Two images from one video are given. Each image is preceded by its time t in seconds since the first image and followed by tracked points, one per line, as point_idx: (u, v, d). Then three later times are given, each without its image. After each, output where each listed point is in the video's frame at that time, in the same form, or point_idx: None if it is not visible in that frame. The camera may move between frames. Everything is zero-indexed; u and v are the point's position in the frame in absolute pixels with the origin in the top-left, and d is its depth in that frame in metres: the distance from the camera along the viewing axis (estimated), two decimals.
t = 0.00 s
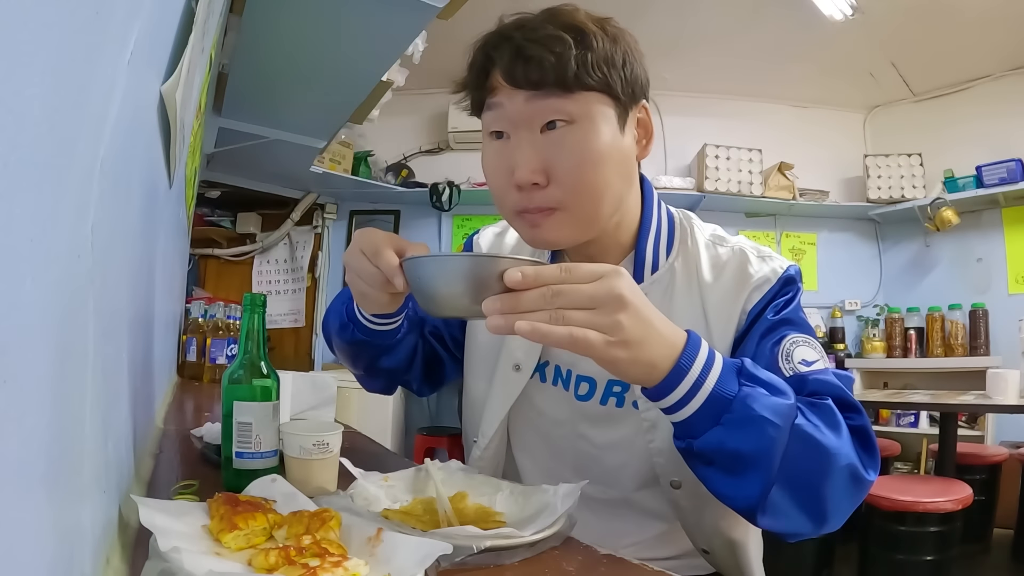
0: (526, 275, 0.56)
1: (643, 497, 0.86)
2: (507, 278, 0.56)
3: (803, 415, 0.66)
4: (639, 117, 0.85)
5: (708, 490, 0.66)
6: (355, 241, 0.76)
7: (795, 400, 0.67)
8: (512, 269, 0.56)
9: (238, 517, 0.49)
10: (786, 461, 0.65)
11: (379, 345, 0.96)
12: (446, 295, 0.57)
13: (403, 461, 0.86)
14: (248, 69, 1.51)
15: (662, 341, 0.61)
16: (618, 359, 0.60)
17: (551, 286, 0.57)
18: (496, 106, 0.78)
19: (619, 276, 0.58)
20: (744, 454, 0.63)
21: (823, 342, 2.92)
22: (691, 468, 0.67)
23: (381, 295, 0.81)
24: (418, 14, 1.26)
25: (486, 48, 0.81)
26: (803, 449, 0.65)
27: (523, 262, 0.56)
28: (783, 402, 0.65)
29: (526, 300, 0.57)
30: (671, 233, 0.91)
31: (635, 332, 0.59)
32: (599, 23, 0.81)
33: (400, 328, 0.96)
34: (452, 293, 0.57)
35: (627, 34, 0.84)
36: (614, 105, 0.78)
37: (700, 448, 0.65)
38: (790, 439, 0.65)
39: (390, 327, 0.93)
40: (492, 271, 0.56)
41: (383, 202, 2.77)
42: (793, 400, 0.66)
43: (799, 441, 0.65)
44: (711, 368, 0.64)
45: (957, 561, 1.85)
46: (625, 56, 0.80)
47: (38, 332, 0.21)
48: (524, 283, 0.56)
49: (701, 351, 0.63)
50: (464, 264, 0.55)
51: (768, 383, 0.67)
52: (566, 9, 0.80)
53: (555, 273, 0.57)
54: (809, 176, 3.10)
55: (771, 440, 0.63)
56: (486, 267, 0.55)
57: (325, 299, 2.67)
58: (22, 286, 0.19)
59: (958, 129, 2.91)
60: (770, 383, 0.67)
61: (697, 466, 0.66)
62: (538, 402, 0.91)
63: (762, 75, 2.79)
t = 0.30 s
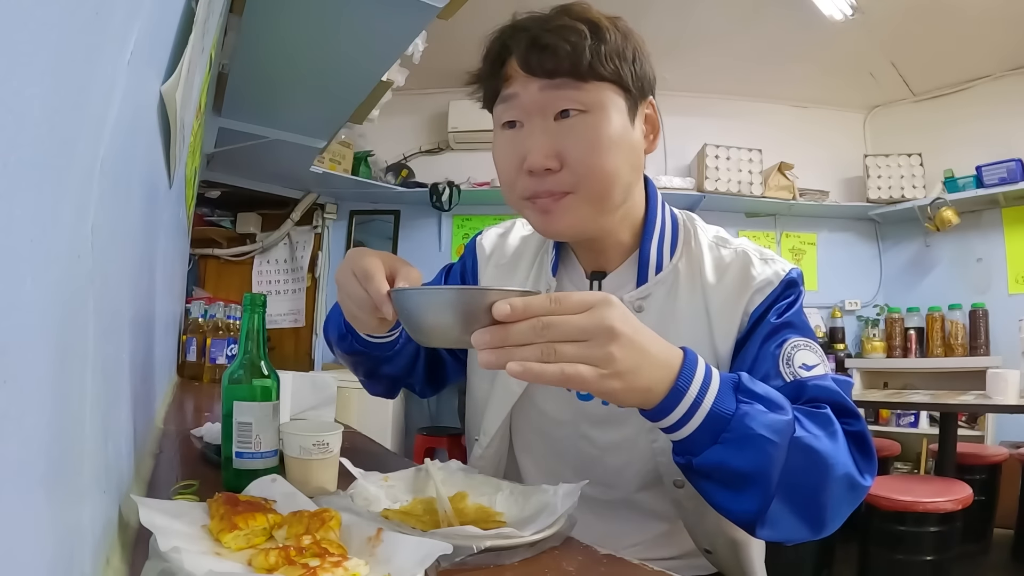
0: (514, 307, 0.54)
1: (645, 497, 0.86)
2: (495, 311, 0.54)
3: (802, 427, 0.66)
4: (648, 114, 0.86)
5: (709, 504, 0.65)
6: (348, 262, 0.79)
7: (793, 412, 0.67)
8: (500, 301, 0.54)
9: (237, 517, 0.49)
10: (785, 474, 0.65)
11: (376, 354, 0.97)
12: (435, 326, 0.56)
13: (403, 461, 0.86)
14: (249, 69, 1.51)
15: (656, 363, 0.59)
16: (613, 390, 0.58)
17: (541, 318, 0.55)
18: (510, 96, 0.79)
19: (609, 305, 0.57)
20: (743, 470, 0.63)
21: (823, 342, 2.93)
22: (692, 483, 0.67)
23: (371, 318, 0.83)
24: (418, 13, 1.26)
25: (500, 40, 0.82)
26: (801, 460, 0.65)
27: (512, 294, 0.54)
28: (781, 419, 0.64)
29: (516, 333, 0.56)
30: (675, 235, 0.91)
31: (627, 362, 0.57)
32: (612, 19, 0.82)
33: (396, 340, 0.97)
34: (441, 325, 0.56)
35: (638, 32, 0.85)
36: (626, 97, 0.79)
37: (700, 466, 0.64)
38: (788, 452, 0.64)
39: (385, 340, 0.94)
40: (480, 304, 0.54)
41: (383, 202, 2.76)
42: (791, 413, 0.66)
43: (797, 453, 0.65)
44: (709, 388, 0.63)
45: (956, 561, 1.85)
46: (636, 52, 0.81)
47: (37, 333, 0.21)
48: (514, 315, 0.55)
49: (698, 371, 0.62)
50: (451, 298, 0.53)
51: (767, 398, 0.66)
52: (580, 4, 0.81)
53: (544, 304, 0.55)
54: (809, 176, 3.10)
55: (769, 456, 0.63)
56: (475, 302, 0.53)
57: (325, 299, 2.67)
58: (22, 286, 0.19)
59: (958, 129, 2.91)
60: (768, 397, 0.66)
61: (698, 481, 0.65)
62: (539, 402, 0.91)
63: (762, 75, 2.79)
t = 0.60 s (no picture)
0: (519, 324, 0.54)
1: (647, 496, 0.86)
2: (502, 329, 0.54)
3: (804, 423, 0.66)
4: (654, 117, 0.86)
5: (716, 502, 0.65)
6: (353, 276, 0.79)
7: (794, 409, 0.67)
8: (506, 318, 0.54)
9: (238, 517, 0.49)
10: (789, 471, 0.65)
11: (381, 360, 0.97)
12: (439, 342, 0.56)
13: (403, 461, 0.86)
14: (249, 69, 1.51)
15: (658, 367, 0.59)
16: (619, 398, 0.58)
17: (545, 332, 0.54)
18: (523, 98, 0.79)
19: (611, 315, 0.56)
20: (748, 469, 0.63)
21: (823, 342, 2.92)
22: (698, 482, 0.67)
23: (374, 333, 0.82)
24: (418, 13, 1.26)
25: (512, 41, 0.82)
26: (803, 456, 0.65)
27: (516, 311, 0.54)
28: (785, 417, 0.64)
29: (521, 348, 0.55)
30: (676, 234, 0.91)
31: (631, 370, 0.57)
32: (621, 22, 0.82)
33: (400, 346, 0.97)
34: (446, 341, 0.55)
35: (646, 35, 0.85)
36: (636, 100, 0.79)
37: (707, 465, 0.64)
38: (792, 449, 0.65)
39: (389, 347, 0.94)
40: (485, 322, 0.53)
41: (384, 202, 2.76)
42: (793, 411, 0.66)
43: (800, 449, 0.65)
44: (714, 390, 0.63)
45: (956, 561, 1.85)
46: (645, 56, 0.81)
47: (38, 334, 0.21)
48: (518, 332, 0.54)
49: (702, 374, 0.62)
50: (454, 317, 0.53)
51: (769, 396, 0.66)
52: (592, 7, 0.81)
53: (548, 318, 0.54)
54: (809, 176, 3.10)
55: (773, 453, 0.63)
56: (479, 319, 0.53)
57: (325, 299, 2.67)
58: (22, 286, 0.19)
59: (957, 129, 2.91)
60: (771, 396, 0.66)
61: (704, 480, 0.65)
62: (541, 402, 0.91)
63: (762, 75, 2.79)
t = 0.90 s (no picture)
0: (523, 333, 0.54)
1: (648, 494, 0.86)
2: (505, 338, 0.53)
3: (805, 423, 0.66)
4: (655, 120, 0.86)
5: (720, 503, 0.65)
6: (360, 285, 0.79)
7: (795, 409, 0.67)
8: (509, 327, 0.54)
9: (238, 517, 0.49)
10: (791, 471, 0.65)
11: (386, 365, 0.98)
12: (440, 350, 0.55)
13: (403, 460, 0.86)
14: (249, 70, 1.51)
15: (661, 375, 0.59)
16: (620, 406, 0.58)
17: (549, 341, 0.54)
18: (546, 94, 0.80)
19: (612, 324, 0.56)
20: (751, 470, 0.63)
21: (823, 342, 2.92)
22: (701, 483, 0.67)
23: (380, 341, 0.82)
24: (418, 13, 1.26)
25: (530, 37, 0.83)
26: (805, 455, 0.65)
27: (519, 320, 0.54)
28: (786, 418, 0.64)
29: (525, 357, 0.55)
30: (676, 233, 0.91)
31: (632, 379, 0.57)
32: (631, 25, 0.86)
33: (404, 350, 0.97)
34: (449, 349, 0.55)
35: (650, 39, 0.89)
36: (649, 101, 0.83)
37: (710, 468, 0.64)
38: (793, 449, 0.65)
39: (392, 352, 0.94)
40: (489, 332, 0.53)
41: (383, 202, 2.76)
42: (794, 412, 0.66)
43: (802, 449, 0.65)
44: (716, 394, 0.63)
45: (957, 561, 1.85)
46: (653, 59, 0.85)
47: (37, 334, 0.21)
48: (522, 341, 0.54)
49: (704, 380, 0.62)
50: (458, 328, 0.52)
51: (771, 398, 0.66)
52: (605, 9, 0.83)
53: (551, 327, 0.54)
54: (809, 176, 3.10)
55: (774, 454, 0.63)
56: (483, 329, 0.53)
57: (325, 299, 2.67)
58: (22, 286, 0.19)
59: (957, 129, 2.91)
60: (772, 398, 0.66)
61: (708, 481, 0.65)
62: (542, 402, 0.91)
63: (762, 75, 2.79)
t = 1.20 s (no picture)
0: (526, 336, 0.54)
1: (648, 494, 0.86)
2: (508, 341, 0.54)
3: (807, 423, 0.66)
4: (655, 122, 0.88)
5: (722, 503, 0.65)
6: (361, 289, 0.80)
7: (796, 409, 0.67)
8: (513, 330, 0.54)
9: (237, 517, 0.49)
10: (792, 471, 0.65)
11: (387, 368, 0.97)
12: (442, 352, 0.56)
13: (403, 460, 0.86)
14: (249, 69, 1.51)
15: (663, 377, 0.59)
16: (622, 408, 0.57)
17: (552, 344, 0.54)
18: (561, 91, 0.81)
19: (615, 327, 0.56)
20: (753, 470, 0.63)
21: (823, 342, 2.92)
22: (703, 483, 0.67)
23: (381, 345, 0.81)
24: (418, 13, 1.26)
25: (541, 34, 0.83)
26: (806, 455, 0.65)
27: (522, 322, 0.54)
28: (788, 419, 0.64)
29: (529, 360, 0.55)
30: (675, 234, 0.91)
31: (635, 381, 0.57)
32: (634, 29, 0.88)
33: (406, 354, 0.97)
34: (452, 350, 0.55)
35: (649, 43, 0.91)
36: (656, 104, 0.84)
37: (712, 468, 0.64)
38: (795, 449, 0.65)
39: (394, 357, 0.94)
40: (491, 334, 0.53)
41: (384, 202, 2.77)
42: (795, 412, 0.66)
43: (803, 449, 0.65)
44: (717, 395, 0.63)
45: (957, 561, 1.85)
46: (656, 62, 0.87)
47: (38, 334, 0.21)
48: (525, 343, 0.54)
49: (705, 380, 0.62)
50: (459, 329, 0.52)
51: (771, 398, 0.66)
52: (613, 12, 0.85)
53: (554, 330, 0.54)
54: (809, 176, 3.10)
55: (776, 454, 0.63)
56: (484, 330, 0.53)
57: (325, 299, 2.67)
58: (22, 285, 0.19)
59: (957, 129, 2.91)
60: (772, 399, 0.66)
61: (709, 482, 0.65)
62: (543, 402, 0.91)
63: (762, 75, 2.79)
